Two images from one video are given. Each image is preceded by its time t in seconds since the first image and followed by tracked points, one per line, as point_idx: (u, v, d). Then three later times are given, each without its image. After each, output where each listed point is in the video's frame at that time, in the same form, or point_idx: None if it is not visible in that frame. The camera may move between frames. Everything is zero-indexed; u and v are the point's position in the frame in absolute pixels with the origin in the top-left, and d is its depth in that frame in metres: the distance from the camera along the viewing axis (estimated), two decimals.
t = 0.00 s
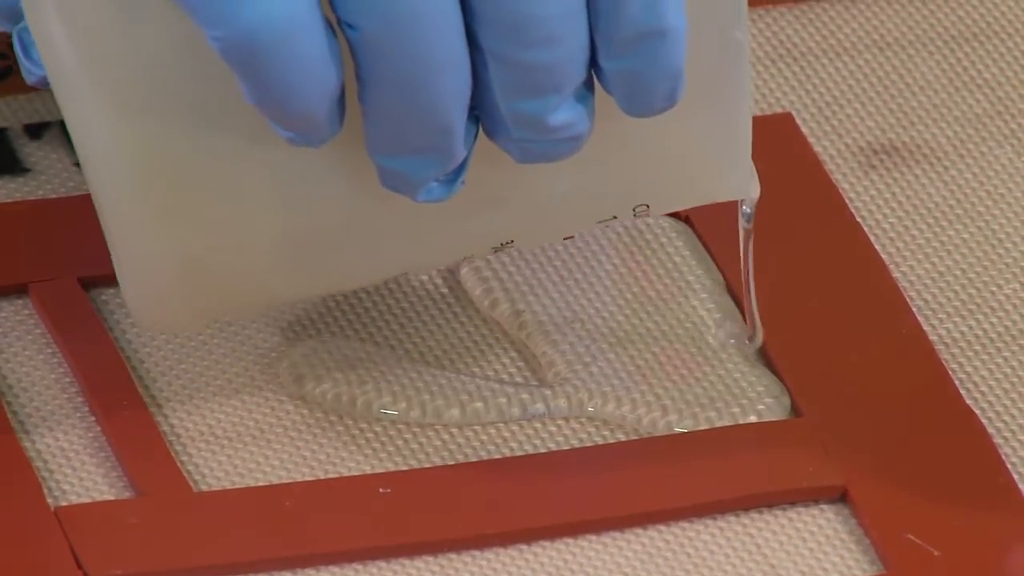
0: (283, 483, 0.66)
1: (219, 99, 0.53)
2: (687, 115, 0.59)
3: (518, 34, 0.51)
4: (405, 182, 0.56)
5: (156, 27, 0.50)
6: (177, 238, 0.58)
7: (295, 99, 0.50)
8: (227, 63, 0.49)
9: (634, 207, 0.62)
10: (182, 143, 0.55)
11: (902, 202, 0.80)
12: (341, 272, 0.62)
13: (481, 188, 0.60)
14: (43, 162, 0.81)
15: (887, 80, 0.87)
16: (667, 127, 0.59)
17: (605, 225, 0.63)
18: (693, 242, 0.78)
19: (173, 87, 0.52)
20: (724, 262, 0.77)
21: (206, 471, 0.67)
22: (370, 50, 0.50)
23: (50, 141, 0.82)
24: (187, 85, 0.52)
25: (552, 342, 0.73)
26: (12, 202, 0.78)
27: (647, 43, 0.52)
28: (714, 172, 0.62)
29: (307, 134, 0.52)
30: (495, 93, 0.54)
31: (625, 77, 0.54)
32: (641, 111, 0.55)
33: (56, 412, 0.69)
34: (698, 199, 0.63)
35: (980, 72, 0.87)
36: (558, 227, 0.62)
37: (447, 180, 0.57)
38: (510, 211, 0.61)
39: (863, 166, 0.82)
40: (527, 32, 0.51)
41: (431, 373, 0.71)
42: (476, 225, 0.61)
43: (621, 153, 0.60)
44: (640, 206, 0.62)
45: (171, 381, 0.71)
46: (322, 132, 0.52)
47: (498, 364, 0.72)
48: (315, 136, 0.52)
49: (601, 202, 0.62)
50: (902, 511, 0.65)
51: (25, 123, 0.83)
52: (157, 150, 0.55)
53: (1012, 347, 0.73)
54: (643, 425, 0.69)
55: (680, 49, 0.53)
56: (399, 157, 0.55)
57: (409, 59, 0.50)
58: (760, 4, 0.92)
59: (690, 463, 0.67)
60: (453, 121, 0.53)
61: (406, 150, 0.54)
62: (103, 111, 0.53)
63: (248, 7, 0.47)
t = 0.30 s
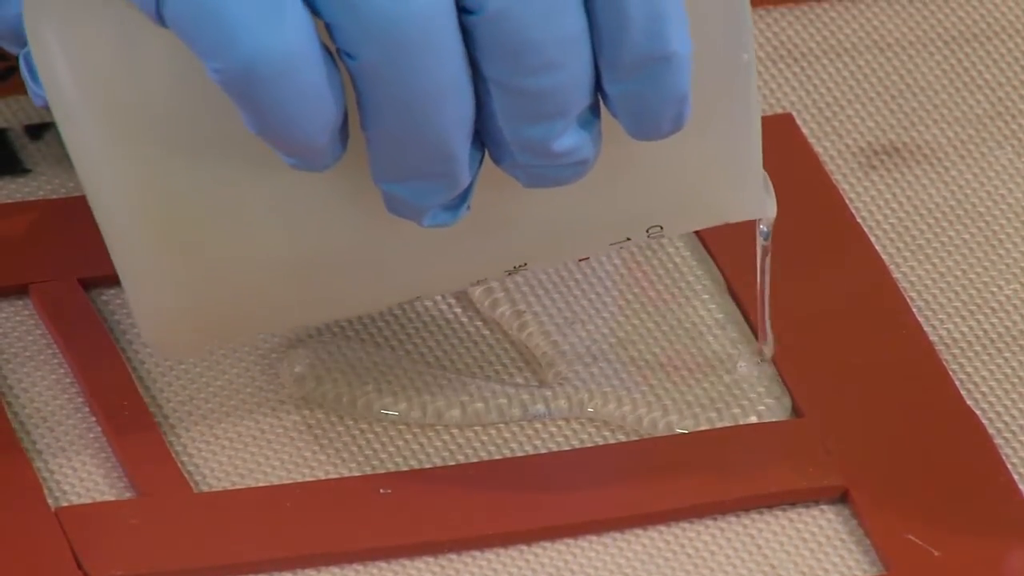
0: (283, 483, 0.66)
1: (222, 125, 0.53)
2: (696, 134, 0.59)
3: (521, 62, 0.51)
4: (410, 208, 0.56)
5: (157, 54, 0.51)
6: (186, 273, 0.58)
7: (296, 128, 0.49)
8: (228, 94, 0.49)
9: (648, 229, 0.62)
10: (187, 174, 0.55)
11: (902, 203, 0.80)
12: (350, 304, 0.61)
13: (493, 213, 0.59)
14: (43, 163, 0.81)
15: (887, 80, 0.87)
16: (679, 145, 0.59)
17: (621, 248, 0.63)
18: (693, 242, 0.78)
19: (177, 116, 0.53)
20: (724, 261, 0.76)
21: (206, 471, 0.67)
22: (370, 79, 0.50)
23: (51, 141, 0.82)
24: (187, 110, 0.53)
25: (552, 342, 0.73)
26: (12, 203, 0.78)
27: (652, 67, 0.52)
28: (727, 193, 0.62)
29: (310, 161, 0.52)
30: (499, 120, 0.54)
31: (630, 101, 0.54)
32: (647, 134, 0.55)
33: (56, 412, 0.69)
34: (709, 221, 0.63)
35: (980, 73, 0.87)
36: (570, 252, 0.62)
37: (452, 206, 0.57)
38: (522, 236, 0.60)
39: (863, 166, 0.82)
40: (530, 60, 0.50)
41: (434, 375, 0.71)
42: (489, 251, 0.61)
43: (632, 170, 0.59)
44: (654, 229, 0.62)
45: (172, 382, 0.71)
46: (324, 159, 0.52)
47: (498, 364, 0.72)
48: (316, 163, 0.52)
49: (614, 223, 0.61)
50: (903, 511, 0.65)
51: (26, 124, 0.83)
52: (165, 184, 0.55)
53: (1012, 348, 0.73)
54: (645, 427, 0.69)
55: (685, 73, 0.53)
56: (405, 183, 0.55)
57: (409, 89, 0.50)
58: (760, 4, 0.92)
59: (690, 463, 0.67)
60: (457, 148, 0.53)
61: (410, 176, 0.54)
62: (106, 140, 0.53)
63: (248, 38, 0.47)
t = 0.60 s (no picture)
0: (283, 483, 0.66)
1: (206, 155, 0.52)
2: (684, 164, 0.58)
3: (501, 92, 0.49)
4: (389, 237, 0.54)
5: (143, 75, 0.50)
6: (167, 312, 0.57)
7: (273, 153, 0.48)
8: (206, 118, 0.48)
9: (634, 261, 0.61)
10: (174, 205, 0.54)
11: (902, 203, 0.80)
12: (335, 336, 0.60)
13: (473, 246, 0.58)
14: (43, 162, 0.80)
15: (887, 80, 0.87)
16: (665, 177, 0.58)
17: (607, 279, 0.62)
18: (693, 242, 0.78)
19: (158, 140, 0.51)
20: (724, 261, 0.76)
21: (207, 471, 0.67)
22: (349, 106, 0.49)
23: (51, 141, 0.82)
24: (166, 139, 0.52)
25: (553, 342, 0.73)
26: (13, 203, 0.78)
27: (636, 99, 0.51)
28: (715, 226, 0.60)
29: (288, 186, 0.51)
30: (480, 149, 0.52)
31: (612, 132, 0.52)
32: (630, 166, 0.54)
33: (57, 412, 0.69)
34: (695, 253, 0.61)
35: (980, 73, 0.87)
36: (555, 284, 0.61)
37: (432, 235, 0.56)
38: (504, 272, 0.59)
39: (862, 166, 0.82)
40: (511, 89, 0.49)
41: (434, 376, 0.71)
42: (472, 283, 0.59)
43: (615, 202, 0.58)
44: (640, 260, 0.61)
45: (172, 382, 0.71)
46: (302, 184, 0.51)
47: (498, 364, 0.72)
48: (295, 187, 0.51)
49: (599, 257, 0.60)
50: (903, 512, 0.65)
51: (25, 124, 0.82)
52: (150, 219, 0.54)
53: (1012, 347, 0.73)
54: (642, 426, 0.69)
55: (670, 105, 0.52)
56: (385, 211, 0.53)
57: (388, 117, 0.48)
58: (760, 4, 0.92)
59: (691, 462, 0.67)
60: (436, 177, 0.51)
61: (391, 204, 0.53)
62: (88, 178, 0.52)
63: (228, 63, 0.45)
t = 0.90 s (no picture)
0: (282, 483, 0.66)
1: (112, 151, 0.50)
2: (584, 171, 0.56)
3: (398, 91, 0.48)
4: (283, 232, 0.53)
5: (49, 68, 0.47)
6: (70, 300, 0.56)
7: (169, 144, 0.47)
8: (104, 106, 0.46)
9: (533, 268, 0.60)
10: (86, 202, 0.52)
11: (902, 203, 0.80)
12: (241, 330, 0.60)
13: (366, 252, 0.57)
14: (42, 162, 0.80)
15: (888, 80, 0.87)
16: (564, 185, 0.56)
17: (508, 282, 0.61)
18: (693, 242, 0.78)
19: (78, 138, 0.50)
20: (724, 261, 0.76)
21: (206, 471, 0.67)
22: (247, 98, 0.47)
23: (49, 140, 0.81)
24: (70, 138, 0.49)
25: (552, 342, 0.73)
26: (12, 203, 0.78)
27: (534, 101, 0.50)
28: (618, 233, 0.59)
29: (184, 177, 0.49)
30: (376, 147, 0.51)
31: (510, 134, 0.51)
32: (526, 169, 0.52)
33: (57, 413, 0.69)
34: (597, 257, 0.60)
35: (980, 73, 0.87)
36: (453, 288, 0.60)
37: (325, 231, 0.54)
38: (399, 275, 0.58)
39: (862, 166, 0.82)
40: (405, 88, 0.48)
41: (434, 376, 0.71)
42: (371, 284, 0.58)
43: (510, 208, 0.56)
44: (542, 267, 0.60)
45: (171, 381, 0.71)
46: (198, 176, 0.50)
47: (497, 364, 0.72)
48: (191, 179, 0.50)
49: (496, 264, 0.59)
50: (903, 511, 0.65)
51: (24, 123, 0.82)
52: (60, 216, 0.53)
53: (1012, 347, 0.73)
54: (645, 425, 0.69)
55: (569, 108, 0.51)
56: (279, 206, 0.52)
57: (287, 111, 0.47)
58: (761, 3, 0.91)
59: (691, 462, 0.67)
60: (331, 174, 0.50)
61: (284, 200, 0.52)
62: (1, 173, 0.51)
63: (127, 51, 0.44)
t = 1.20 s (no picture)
0: (282, 483, 0.66)
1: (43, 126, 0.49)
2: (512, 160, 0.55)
3: (329, 65, 0.47)
4: (209, 197, 0.52)
5: None
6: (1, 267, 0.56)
7: (99, 107, 0.45)
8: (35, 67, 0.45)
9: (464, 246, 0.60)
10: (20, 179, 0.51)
11: (902, 203, 0.80)
12: (174, 286, 0.60)
13: (289, 226, 0.57)
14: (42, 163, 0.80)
15: (888, 80, 0.87)
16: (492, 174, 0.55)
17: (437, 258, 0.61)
18: (693, 242, 0.78)
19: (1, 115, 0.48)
20: (724, 262, 0.76)
21: (206, 471, 0.67)
22: (180, 65, 0.46)
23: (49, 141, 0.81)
24: None
25: (552, 343, 0.73)
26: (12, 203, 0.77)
27: (467, 82, 0.48)
28: (546, 219, 0.58)
29: (115, 136, 0.48)
30: (306, 119, 0.50)
31: (442, 113, 0.50)
32: (457, 150, 0.51)
33: (56, 412, 0.69)
34: (525, 239, 0.60)
35: (980, 73, 0.87)
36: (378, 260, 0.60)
37: (253, 198, 0.53)
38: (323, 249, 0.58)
39: (862, 166, 0.82)
40: (338, 63, 0.47)
41: (434, 376, 0.71)
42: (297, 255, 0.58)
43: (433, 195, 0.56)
44: (471, 246, 0.60)
45: (170, 380, 0.70)
46: (129, 136, 0.48)
47: (497, 364, 0.72)
48: (122, 138, 0.48)
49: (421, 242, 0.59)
50: (903, 512, 0.65)
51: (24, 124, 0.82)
52: None
53: (1012, 347, 0.73)
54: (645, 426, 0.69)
55: (503, 91, 0.49)
56: (207, 173, 0.51)
57: (221, 79, 0.46)
58: (761, 3, 0.91)
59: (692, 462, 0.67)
60: (258, 144, 0.49)
61: (214, 167, 0.50)
62: None
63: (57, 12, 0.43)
